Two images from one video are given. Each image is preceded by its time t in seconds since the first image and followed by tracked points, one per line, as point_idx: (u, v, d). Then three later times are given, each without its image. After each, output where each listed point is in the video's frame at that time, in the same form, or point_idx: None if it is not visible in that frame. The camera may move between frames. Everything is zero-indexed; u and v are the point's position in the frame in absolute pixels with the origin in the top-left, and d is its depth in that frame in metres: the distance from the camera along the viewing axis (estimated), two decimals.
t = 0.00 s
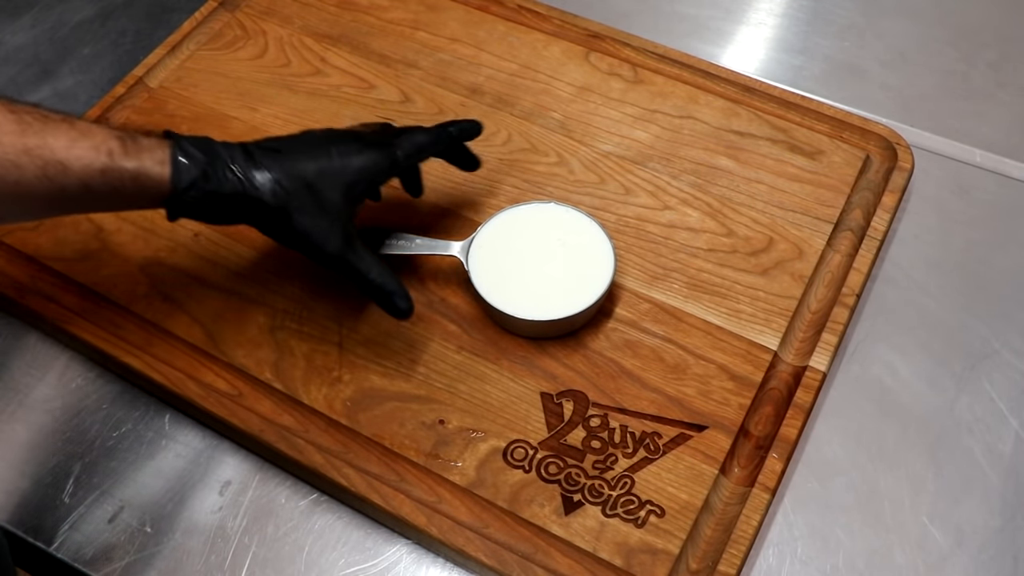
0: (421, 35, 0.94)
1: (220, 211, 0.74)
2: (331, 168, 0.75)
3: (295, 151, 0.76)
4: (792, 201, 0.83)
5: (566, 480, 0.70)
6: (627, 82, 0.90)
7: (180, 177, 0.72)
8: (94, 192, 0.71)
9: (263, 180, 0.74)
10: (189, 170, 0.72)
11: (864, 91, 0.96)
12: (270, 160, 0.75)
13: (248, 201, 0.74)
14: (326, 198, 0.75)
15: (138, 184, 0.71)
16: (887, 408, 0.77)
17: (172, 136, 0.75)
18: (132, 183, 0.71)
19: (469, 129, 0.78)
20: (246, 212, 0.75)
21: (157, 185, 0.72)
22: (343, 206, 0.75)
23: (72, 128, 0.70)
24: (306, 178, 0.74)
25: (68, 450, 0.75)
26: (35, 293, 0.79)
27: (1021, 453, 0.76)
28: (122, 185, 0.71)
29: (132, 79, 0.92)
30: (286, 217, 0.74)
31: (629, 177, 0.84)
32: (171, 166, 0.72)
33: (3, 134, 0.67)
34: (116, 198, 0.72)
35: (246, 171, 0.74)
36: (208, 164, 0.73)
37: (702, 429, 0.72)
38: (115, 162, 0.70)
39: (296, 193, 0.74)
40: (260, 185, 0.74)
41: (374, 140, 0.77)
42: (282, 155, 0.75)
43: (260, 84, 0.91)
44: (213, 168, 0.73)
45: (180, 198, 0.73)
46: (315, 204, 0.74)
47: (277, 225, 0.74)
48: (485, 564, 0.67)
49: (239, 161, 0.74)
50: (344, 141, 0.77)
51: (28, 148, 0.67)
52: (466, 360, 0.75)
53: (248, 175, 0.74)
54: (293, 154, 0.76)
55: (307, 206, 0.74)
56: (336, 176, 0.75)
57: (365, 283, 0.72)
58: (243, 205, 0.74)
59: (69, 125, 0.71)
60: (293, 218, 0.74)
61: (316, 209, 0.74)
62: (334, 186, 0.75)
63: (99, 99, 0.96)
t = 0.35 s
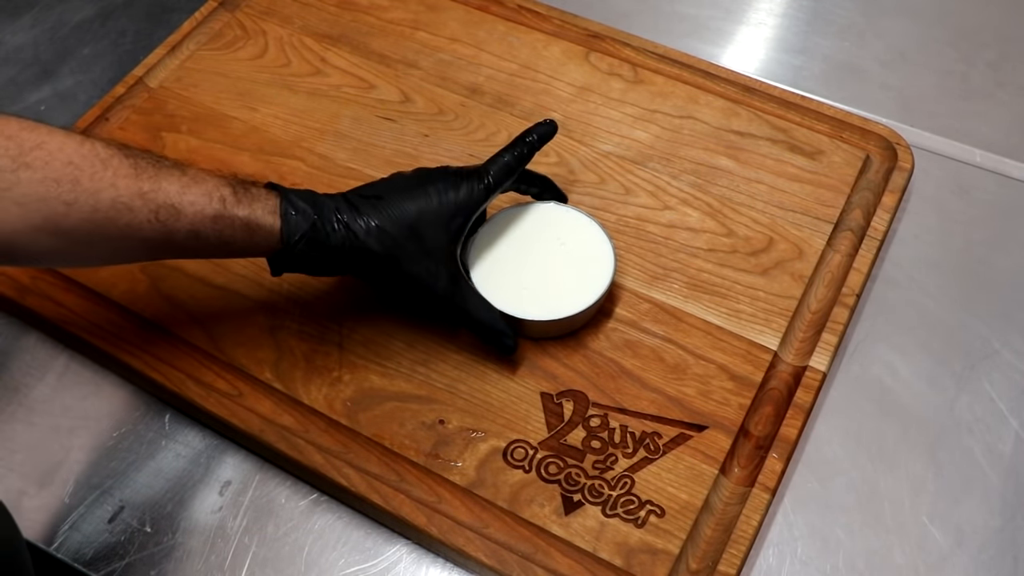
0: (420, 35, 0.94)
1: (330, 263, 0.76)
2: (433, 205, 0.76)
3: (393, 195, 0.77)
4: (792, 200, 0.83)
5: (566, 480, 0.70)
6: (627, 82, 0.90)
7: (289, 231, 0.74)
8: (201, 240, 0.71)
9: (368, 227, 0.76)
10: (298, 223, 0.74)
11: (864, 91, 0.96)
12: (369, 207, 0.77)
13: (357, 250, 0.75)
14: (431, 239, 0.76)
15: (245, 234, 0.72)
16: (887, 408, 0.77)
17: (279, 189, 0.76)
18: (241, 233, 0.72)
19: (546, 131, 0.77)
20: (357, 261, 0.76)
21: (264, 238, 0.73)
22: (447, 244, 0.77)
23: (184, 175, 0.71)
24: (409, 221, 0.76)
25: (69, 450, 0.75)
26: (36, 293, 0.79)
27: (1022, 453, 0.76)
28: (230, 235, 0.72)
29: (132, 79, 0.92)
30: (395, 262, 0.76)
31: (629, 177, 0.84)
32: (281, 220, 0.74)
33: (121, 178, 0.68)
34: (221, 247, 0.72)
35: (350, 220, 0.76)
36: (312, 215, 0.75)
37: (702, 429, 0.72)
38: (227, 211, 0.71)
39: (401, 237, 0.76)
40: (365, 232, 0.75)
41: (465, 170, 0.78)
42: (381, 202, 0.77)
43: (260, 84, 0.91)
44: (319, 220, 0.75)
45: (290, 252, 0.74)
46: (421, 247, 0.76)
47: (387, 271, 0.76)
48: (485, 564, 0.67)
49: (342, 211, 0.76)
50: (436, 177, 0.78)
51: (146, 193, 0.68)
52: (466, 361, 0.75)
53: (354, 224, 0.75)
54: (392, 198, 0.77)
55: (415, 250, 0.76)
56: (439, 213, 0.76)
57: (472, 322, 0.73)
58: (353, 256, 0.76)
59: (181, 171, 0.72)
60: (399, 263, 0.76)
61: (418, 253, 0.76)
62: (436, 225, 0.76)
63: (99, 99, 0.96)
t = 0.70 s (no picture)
0: (421, 35, 0.94)
1: (334, 267, 0.76)
2: (436, 205, 0.76)
3: (396, 199, 0.77)
4: (792, 200, 0.83)
5: (566, 480, 0.70)
6: (627, 82, 0.90)
7: (294, 235, 0.73)
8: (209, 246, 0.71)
9: (372, 232, 0.76)
10: (302, 227, 0.74)
11: (864, 91, 0.96)
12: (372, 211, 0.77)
13: (362, 254, 0.75)
14: (435, 239, 0.76)
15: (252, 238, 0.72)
16: (887, 408, 0.77)
17: (284, 196, 0.76)
18: (248, 238, 0.72)
19: (547, 134, 0.78)
20: (361, 264, 0.76)
21: (271, 242, 0.73)
22: (450, 244, 0.77)
23: (192, 181, 0.71)
24: (413, 223, 0.76)
25: (69, 450, 0.75)
26: (36, 294, 0.79)
27: (1022, 453, 0.76)
28: (239, 241, 0.72)
29: (132, 79, 0.92)
30: (400, 265, 0.76)
31: (629, 177, 0.84)
32: (286, 224, 0.74)
33: (131, 184, 0.68)
34: (230, 252, 0.72)
35: (353, 223, 0.75)
36: (315, 220, 0.74)
37: (702, 429, 0.72)
38: (235, 216, 0.71)
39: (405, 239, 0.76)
40: (369, 235, 0.75)
41: (466, 170, 0.77)
42: (383, 207, 0.77)
43: (260, 84, 0.91)
44: (323, 225, 0.74)
45: (295, 256, 0.74)
46: (425, 248, 0.76)
47: (391, 273, 0.76)
48: (484, 563, 0.67)
49: (346, 216, 0.76)
50: (438, 178, 0.78)
51: (155, 198, 0.68)
52: (466, 361, 0.75)
53: (358, 227, 0.75)
54: (394, 202, 0.77)
55: (419, 251, 0.76)
56: (443, 214, 0.76)
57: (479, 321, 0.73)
58: (357, 259, 0.75)
59: (190, 178, 0.72)
60: (403, 266, 0.76)
61: (422, 255, 0.76)
62: (439, 225, 0.76)
63: (99, 99, 0.96)
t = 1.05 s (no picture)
0: (420, 35, 0.94)
1: (334, 259, 0.76)
2: (437, 200, 0.76)
3: (397, 193, 0.78)
4: (792, 200, 0.83)
5: (566, 480, 0.70)
6: (627, 82, 0.90)
7: (295, 225, 0.74)
8: (210, 237, 0.72)
9: (372, 224, 0.76)
10: (303, 218, 0.74)
11: (864, 91, 0.96)
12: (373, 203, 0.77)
13: (362, 246, 0.75)
14: (435, 234, 0.76)
15: (253, 228, 0.73)
16: (887, 408, 0.77)
17: (287, 188, 0.76)
18: (249, 228, 0.72)
19: (551, 138, 0.79)
20: (360, 257, 0.76)
21: (271, 233, 0.74)
22: (451, 239, 0.77)
23: (194, 173, 0.72)
24: (413, 216, 0.76)
25: (69, 449, 0.75)
26: (36, 293, 0.79)
27: (1021, 453, 0.76)
28: (239, 233, 0.72)
29: (132, 79, 0.92)
30: (399, 259, 0.76)
31: (629, 177, 0.84)
32: (286, 215, 0.74)
33: (133, 175, 0.68)
34: (231, 243, 0.73)
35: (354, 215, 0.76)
36: (316, 211, 0.75)
37: (702, 429, 0.72)
38: (237, 206, 0.72)
39: (405, 232, 0.76)
40: (369, 227, 0.75)
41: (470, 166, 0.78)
42: (385, 200, 0.77)
43: (260, 84, 0.91)
44: (324, 216, 0.75)
45: (294, 247, 0.74)
46: (425, 243, 0.76)
47: (390, 266, 0.77)
48: (484, 564, 0.67)
49: (347, 207, 0.76)
50: (441, 173, 0.78)
51: (157, 189, 0.69)
52: (466, 361, 0.75)
53: (358, 220, 0.75)
54: (396, 195, 0.78)
55: (419, 245, 0.76)
56: (444, 208, 0.76)
57: (476, 316, 0.73)
58: (357, 252, 0.76)
59: (192, 169, 0.72)
60: (403, 259, 0.76)
61: (422, 249, 0.76)
62: (439, 220, 0.76)
63: (99, 99, 0.96)
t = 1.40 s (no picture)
0: (420, 35, 0.94)
1: (283, 218, 0.76)
2: (386, 156, 0.76)
3: (346, 150, 0.78)
4: (792, 201, 0.83)
5: (566, 480, 0.70)
6: (627, 82, 0.90)
7: (241, 185, 0.74)
8: (160, 202, 0.73)
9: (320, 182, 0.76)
10: (250, 177, 0.74)
11: (864, 91, 0.96)
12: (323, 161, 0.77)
13: (310, 204, 0.75)
14: (384, 189, 0.76)
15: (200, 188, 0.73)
16: (886, 408, 0.77)
17: (235, 150, 0.77)
18: (196, 189, 0.73)
19: (500, 96, 0.81)
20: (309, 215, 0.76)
21: (220, 194, 0.74)
22: (399, 194, 0.77)
23: (140, 139, 0.73)
24: (361, 172, 0.76)
25: (69, 449, 0.75)
26: (36, 293, 0.79)
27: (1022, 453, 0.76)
28: (187, 196, 0.73)
29: (132, 79, 0.92)
30: (346, 215, 0.76)
31: (629, 177, 0.84)
32: (232, 174, 0.74)
33: (78, 144, 0.70)
34: (181, 207, 0.74)
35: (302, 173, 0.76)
36: (264, 170, 0.75)
37: (702, 429, 0.72)
38: (183, 169, 0.73)
39: (354, 188, 0.76)
40: (317, 185, 0.75)
41: (419, 122, 0.78)
42: (334, 157, 0.77)
43: (260, 84, 0.91)
44: (272, 174, 0.75)
45: (242, 206, 0.74)
46: (374, 198, 0.76)
47: (338, 223, 0.76)
48: (485, 564, 0.67)
49: (295, 166, 0.76)
50: (389, 129, 0.78)
51: (102, 156, 0.70)
52: (466, 361, 0.75)
53: (307, 178, 0.75)
54: (345, 153, 0.77)
55: (368, 199, 0.76)
56: (394, 165, 0.76)
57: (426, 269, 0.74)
58: (305, 210, 0.76)
59: (138, 136, 0.73)
60: (352, 215, 0.76)
61: (371, 204, 0.76)
62: (387, 175, 0.76)
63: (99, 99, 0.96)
